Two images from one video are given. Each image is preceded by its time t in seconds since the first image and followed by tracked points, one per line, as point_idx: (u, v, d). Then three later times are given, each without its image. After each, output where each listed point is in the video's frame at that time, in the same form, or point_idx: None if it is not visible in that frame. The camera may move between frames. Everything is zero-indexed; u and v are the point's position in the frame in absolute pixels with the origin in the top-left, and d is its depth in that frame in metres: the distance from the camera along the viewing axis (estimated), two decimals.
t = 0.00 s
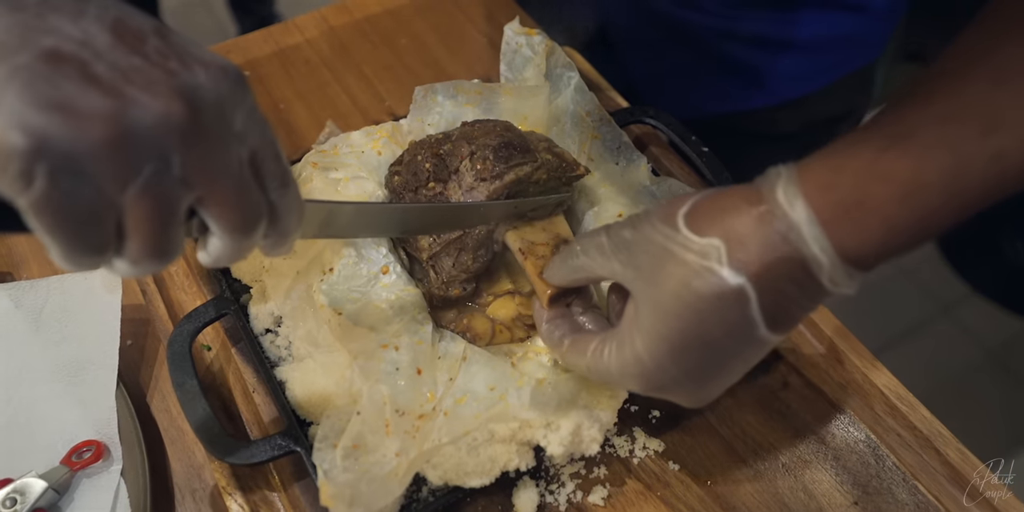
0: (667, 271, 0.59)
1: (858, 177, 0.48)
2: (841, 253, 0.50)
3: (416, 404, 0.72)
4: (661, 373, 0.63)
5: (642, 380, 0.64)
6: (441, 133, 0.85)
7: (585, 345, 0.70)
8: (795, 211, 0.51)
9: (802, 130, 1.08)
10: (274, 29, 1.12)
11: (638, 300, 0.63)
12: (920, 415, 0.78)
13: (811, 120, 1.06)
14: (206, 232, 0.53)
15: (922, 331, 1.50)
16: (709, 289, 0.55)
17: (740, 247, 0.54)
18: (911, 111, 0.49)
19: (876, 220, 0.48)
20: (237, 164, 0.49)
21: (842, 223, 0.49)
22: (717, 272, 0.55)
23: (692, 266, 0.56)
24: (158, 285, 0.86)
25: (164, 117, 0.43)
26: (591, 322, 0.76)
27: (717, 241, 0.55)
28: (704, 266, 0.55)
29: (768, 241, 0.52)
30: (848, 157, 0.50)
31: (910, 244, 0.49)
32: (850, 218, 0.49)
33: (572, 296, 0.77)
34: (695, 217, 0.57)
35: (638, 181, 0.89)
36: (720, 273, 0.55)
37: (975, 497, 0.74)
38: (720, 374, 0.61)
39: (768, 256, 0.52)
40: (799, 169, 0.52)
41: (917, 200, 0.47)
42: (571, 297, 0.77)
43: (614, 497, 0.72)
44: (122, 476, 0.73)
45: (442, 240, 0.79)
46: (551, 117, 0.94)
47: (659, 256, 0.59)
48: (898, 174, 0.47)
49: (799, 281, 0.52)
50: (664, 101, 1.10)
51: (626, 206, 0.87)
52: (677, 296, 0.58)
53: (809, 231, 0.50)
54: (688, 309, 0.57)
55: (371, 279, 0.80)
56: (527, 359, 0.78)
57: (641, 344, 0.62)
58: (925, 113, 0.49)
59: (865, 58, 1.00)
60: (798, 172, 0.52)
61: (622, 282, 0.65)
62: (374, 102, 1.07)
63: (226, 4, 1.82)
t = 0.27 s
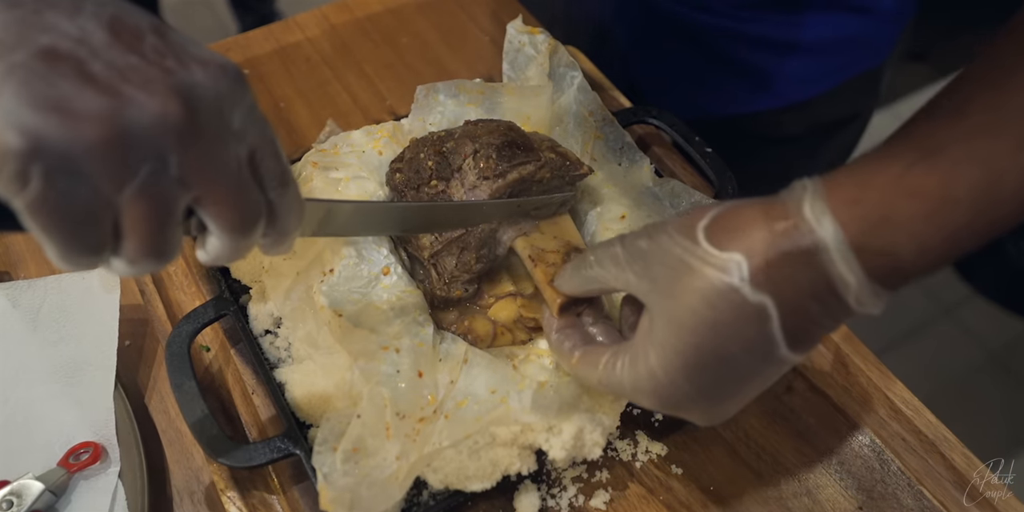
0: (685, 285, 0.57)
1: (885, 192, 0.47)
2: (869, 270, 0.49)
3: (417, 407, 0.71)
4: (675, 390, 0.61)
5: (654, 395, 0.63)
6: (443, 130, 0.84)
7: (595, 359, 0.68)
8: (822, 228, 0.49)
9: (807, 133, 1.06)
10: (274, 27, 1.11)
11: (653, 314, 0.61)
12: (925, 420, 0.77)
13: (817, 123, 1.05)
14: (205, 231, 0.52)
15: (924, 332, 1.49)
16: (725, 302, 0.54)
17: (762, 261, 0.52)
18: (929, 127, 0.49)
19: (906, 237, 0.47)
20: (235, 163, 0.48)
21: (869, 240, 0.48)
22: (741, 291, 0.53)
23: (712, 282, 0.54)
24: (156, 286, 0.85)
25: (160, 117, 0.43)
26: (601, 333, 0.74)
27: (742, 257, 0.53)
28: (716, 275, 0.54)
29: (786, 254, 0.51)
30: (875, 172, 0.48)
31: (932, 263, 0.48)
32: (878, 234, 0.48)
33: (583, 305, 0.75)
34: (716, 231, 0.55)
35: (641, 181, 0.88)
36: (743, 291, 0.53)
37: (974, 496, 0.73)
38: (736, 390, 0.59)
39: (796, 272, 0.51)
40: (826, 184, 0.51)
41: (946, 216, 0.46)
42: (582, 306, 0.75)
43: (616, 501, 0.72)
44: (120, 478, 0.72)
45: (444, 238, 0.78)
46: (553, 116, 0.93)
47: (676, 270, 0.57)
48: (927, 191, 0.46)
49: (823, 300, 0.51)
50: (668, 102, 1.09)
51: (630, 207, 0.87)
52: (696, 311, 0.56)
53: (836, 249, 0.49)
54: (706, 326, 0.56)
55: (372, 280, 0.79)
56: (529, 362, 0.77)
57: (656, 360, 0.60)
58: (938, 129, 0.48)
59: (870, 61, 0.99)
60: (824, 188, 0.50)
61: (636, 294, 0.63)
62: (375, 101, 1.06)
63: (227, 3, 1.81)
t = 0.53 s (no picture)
0: (699, 302, 0.57)
1: (912, 212, 0.47)
2: (895, 290, 0.48)
3: (417, 411, 0.70)
4: (686, 410, 0.60)
5: (666, 419, 0.62)
6: (445, 130, 0.84)
7: (603, 377, 0.67)
8: (847, 251, 0.49)
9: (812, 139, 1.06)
10: (274, 27, 1.11)
11: (663, 330, 0.60)
12: (929, 424, 0.76)
13: (822, 129, 1.04)
14: (204, 232, 0.51)
15: (925, 334, 1.49)
16: (740, 320, 0.54)
17: (779, 281, 0.52)
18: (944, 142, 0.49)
19: (936, 257, 0.47)
20: (235, 167, 0.48)
21: (896, 259, 0.48)
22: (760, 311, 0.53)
23: (727, 299, 0.55)
24: (155, 288, 0.84)
25: (160, 121, 0.42)
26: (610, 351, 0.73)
27: (759, 276, 0.53)
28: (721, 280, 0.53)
29: (804, 270, 0.51)
30: (901, 192, 0.48)
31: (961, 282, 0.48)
32: (907, 256, 0.47)
33: (592, 320, 0.74)
34: (732, 248, 0.55)
35: (644, 183, 0.88)
36: (760, 310, 0.53)
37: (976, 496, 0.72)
38: (751, 411, 0.58)
39: (816, 292, 0.51)
40: (848, 201, 0.50)
41: (976, 234, 0.46)
42: (590, 321, 0.74)
43: (618, 506, 0.71)
44: (118, 482, 0.72)
45: (446, 239, 0.78)
46: (555, 118, 0.92)
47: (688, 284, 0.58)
48: (955, 210, 0.46)
49: (843, 320, 0.51)
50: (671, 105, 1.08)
51: (632, 209, 0.86)
52: (714, 330, 0.56)
53: (862, 270, 0.48)
54: (721, 346, 0.55)
55: (372, 283, 0.78)
56: (531, 366, 0.76)
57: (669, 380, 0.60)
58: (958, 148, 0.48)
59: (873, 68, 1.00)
60: (848, 206, 0.50)
61: (648, 311, 0.63)
62: (376, 101, 1.05)
63: (227, 2, 1.81)
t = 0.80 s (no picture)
0: (714, 333, 0.50)
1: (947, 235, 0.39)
2: (928, 330, 0.40)
3: (409, 418, 0.70)
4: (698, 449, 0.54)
5: (675, 456, 0.56)
6: (442, 133, 0.84)
7: (612, 412, 0.62)
8: (874, 281, 0.41)
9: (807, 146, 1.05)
10: (266, 29, 1.10)
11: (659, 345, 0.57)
12: (923, 429, 0.76)
13: (819, 136, 1.04)
14: (199, 242, 0.51)
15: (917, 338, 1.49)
16: (758, 355, 0.47)
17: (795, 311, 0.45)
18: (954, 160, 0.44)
19: (971, 288, 0.39)
20: (230, 178, 0.48)
21: (935, 292, 0.39)
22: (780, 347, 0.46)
23: (745, 334, 0.48)
24: (144, 292, 0.84)
25: (155, 134, 0.42)
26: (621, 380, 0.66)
27: (781, 310, 0.45)
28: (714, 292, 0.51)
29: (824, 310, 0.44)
30: (934, 214, 0.40)
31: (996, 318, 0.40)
32: (940, 287, 0.39)
33: (599, 343, 0.69)
34: (750, 277, 0.48)
35: (638, 187, 0.88)
36: (782, 347, 0.46)
37: (975, 496, 0.72)
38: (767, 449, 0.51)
39: (841, 330, 0.43)
40: (875, 226, 0.42)
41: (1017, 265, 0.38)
42: (597, 344, 0.69)
43: None
44: (106, 489, 0.71)
45: (441, 243, 0.77)
46: (550, 121, 0.91)
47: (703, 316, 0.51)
48: (991, 236, 0.38)
49: (873, 359, 0.43)
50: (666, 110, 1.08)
51: (626, 214, 0.85)
52: (726, 365, 0.49)
53: (890, 304, 0.41)
54: (734, 383, 0.49)
55: (363, 287, 0.77)
56: (524, 371, 0.75)
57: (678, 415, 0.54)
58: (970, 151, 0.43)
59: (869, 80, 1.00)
60: (871, 230, 0.41)
61: (657, 340, 0.58)
62: (369, 104, 1.05)
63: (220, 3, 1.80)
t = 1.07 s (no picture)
0: (705, 341, 0.50)
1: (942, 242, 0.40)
2: (921, 337, 0.41)
3: (408, 418, 0.69)
4: (693, 460, 0.53)
5: (671, 466, 0.55)
6: (444, 141, 0.83)
7: (607, 419, 0.60)
8: (866, 291, 0.42)
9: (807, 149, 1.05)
10: (265, 29, 1.10)
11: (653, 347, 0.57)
12: (923, 428, 0.76)
13: (814, 140, 1.03)
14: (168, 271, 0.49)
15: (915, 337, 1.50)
16: (750, 362, 0.48)
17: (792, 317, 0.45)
18: (955, 166, 0.44)
19: (968, 295, 0.39)
20: (190, 190, 0.46)
21: (927, 299, 0.40)
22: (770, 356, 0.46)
23: (738, 342, 0.48)
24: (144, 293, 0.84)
25: (94, 133, 0.41)
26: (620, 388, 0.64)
27: (772, 317, 0.46)
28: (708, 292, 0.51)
29: (815, 319, 0.44)
30: (926, 223, 0.41)
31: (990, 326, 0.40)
32: (935, 292, 0.40)
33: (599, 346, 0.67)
34: (743, 286, 0.49)
35: (638, 185, 0.87)
36: (772, 356, 0.46)
37: (975, 496, 0.72)
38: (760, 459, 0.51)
39: (834, 337, 0.44)
40: (870, 238, 0.43)
41: (1008, 276, 0.39)
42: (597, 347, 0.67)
43: None
44: (106, 489, 0.71)
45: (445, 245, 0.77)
46: (550, 121, 0.91)
47: (695, 322, 0.51)
48: (986, 244, 0.39)
49: (863, 368, 0.44)
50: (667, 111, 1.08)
51: (627, 214, 0.86)
52: (720, 374, 0.49)
53: (881, 312, 0.42)
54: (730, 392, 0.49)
55: (364, 287, 0.76)
56: (525, 372, 0.74)
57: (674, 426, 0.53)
58: (971, 160, 0.43)
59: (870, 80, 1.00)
60: (865, 241, 0.43)
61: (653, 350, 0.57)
62: (368, 104, 1.05)
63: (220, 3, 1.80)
